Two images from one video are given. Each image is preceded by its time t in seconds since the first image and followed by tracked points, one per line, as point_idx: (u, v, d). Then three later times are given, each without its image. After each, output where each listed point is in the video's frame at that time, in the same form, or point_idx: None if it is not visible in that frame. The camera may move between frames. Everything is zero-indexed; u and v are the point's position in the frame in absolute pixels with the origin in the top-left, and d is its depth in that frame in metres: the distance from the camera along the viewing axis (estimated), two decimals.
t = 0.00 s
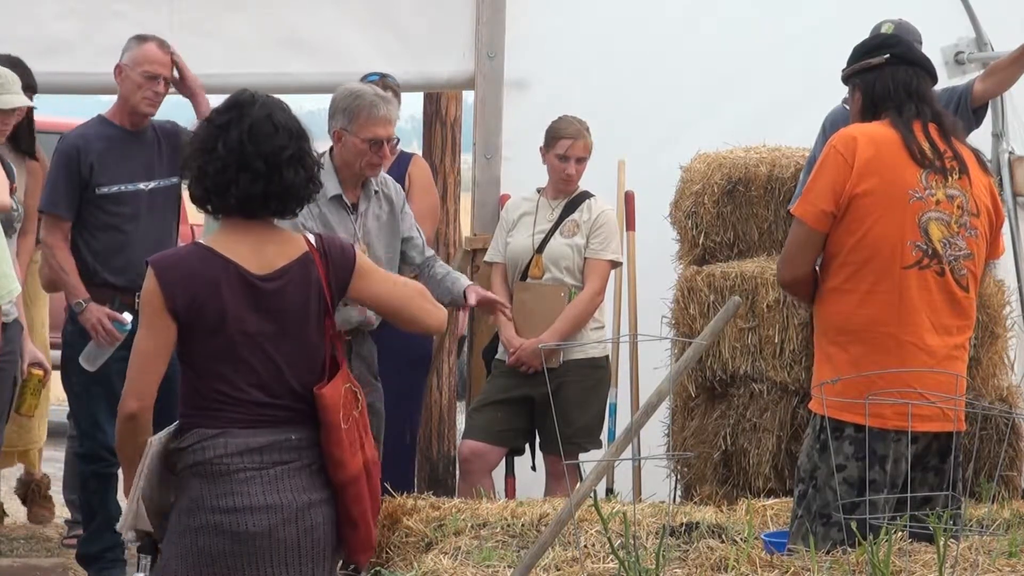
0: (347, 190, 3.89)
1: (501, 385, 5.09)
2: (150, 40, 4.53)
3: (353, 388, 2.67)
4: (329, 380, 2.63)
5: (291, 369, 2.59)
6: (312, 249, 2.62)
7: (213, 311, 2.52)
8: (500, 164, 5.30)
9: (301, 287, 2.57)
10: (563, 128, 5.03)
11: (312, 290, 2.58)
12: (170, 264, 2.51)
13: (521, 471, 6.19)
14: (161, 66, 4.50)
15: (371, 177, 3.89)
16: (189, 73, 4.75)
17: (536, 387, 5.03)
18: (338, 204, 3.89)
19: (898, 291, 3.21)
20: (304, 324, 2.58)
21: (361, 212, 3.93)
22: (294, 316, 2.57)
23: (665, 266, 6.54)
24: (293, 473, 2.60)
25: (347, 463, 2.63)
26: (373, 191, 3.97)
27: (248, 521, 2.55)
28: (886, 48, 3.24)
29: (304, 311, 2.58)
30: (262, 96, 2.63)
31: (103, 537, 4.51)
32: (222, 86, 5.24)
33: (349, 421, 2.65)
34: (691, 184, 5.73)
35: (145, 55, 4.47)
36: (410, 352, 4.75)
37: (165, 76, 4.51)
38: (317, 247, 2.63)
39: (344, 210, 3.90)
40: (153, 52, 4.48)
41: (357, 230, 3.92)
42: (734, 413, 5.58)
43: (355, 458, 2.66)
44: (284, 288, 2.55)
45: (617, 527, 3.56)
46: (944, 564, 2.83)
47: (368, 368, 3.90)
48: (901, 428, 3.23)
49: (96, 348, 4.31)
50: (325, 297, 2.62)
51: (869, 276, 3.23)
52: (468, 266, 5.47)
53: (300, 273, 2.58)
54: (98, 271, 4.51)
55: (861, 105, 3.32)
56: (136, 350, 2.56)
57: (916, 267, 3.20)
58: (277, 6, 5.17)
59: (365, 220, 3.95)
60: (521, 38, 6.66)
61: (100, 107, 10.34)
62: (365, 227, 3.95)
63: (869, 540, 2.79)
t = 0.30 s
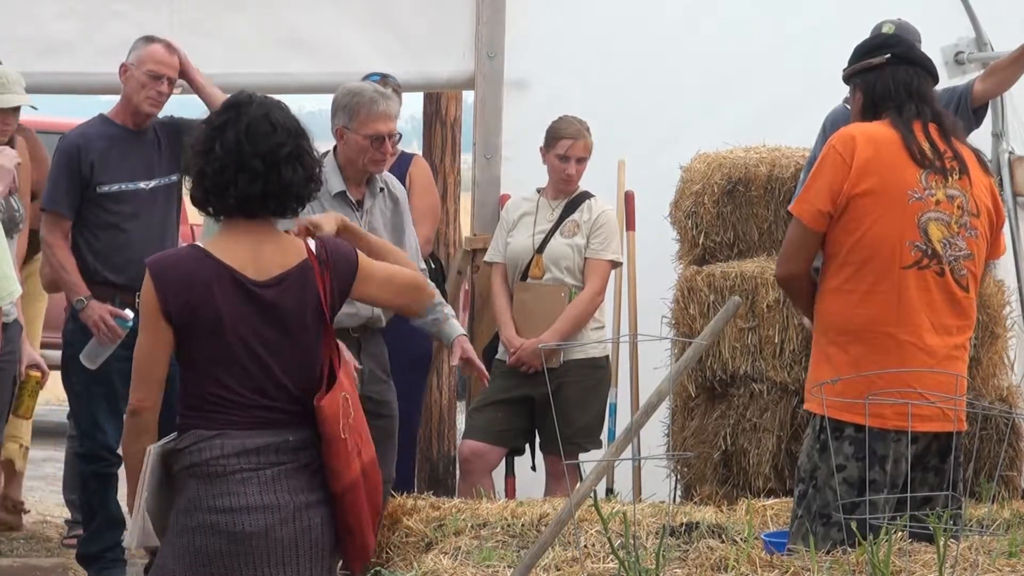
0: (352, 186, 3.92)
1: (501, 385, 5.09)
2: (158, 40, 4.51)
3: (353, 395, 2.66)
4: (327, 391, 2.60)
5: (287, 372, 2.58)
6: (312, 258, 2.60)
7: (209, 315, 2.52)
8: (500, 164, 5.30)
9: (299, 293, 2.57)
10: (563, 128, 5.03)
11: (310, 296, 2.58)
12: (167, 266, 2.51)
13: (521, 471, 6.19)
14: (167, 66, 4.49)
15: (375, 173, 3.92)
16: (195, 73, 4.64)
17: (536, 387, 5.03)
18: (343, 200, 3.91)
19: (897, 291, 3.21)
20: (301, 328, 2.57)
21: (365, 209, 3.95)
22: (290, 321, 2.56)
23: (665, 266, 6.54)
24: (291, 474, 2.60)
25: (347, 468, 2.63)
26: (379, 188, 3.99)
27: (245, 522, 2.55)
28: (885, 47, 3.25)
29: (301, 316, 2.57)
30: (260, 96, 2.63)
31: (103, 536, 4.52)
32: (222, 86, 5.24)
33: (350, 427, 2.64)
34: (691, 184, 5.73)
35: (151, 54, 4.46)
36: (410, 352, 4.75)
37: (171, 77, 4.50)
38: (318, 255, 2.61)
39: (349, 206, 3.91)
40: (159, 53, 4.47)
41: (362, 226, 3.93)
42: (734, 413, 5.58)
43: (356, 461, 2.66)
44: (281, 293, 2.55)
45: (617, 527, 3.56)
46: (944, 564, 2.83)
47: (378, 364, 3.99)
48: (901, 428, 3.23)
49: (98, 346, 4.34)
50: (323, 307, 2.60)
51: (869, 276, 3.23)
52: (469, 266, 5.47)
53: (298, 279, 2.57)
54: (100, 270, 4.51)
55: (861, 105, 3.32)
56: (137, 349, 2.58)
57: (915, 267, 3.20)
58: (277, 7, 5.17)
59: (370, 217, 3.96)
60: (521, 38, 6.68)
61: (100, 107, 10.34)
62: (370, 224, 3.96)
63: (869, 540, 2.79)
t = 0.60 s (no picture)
0: (353, 178, 3.92)
1: (502, 385, 5.09)
2: (155, 39, 4.54)
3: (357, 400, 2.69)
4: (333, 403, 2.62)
5: (290, 373, 2.59)
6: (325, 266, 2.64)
7: (215, 317, 2.52)
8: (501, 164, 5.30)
9: (303, 295, 2.58)
10: (564, 128, 5.03)
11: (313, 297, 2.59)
12: (172, 265, 2.51)
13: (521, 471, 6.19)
14: (165, 64, 4.51)
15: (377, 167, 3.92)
16: (192, 77, 4.73)
17: (537, 387, 5.03)
18: (347, 192, 3.92)
19: (898, 290, 3.21)
20: (304, 329, 2.58)
21: (370, 202, 3.96)
22: (293, 322, 2.56)
23: (665, 266, 6.54)
24: (293, 475, 2.61)
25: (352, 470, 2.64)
26: (383, 181, 4.00)
27: (247, 523, 2.54)
28: (886, 48, 3.25)
29: (304, 318, 2.58)
30: (263, 95, 2.63)
31: (103, 537, 4.52)
32: (222, 86, 5.24)
33: (358, 431, 2.66)
34: (692, 183, 5.73)
35: (148, 53, 4.49)
36: (410, 352, 4.75)
37: (168, 74, 4.51)
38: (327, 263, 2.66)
39: (351, 197, 3.92)
40: (156, 51, 4.49)
41: (367, 219, 3.94)
42: (734, 413, 5.58)
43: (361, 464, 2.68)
44: (285, 295, 2.55)
45: (617, 527, 3.56)
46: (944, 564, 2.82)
47: (390, 363, 4.02)
48: (901, 428, 3.23)
49: (102, 343, 4.34)
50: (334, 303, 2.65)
51: (868, 276, 3.23)
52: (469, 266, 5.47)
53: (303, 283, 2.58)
54: (100, 270, 4.51)
55: (862, 105, 3.32)
56: (144, 348, 2.58)
57: (915, 267, 3.20)
58: (277, 7, 5.17)
59: (374, 210, 3.96)
60: (521, 38, 6.68)
61: (99, 107, 10.34)
62: (376, 217, 3.96)
63: (870, 540, 2.79)
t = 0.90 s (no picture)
0: (358, 178, 3.92)
1: (502, 385, 5.09)
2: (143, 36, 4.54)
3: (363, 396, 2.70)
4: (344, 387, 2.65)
5: (295, 372, 2.59)
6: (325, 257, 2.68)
7: (220, 313, 2.51)
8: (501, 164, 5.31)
9: (306, 291, 2.58)
10: (564, 128, 5.03)
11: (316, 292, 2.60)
12: (178, 262, 2.50)
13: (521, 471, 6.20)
14: (155, 59, 4.51)
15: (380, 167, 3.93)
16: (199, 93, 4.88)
17: (537, 387, 5.03)
18: (352, 190, 3.91)
19: (898, 290, 3.21)
20: (308, 326, 2.58)
21: (374, 201, 3.96)
22: (296, 319, 2.56)
23: (665, 266, 6.54)
24: (298, 476, 2.61)
25: (355, 468, 2.64)
26: (387, 181, 4.01)
27: (253, 525, 2.55)
28: (886, 48, 3.25)
29: (307, 314, 2.58)
30: (267, 97, 2.63)
31: (103, 537, 4.52)
32: (223, 86, 5.24)
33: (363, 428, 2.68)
34: (692, 184, 5.74)
35: (137, 50, 4.49)
36: (410, 352, 4.75)
37: (159, 70, 4.51)
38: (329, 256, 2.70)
39: (356, 195, 3.92)
40: (145, 47, 4.49)
41: (371, 217, 3.95)
42: (734, 413, 5.59)
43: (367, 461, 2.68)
44: (289, 291, 2.56)
45: (617, 527, 3.57)
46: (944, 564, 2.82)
47: (396, 362, 4.02)
48: (901, 428, 3.23)
49: (115, 332, 4.30)
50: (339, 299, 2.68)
51: (868, 276, 3.23)
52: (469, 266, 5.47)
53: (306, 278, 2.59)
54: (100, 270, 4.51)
55: (862, 106, 3.32)
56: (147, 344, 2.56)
57: (915, 267, 3.20)
58: (277, 7, 5.17)
59: (379, 210, 3.97)
60: (521, 38, 6.68)
61: (99, 108, 10.34)
62: (381, 216, 3.97)
63: (870, 540, 2.79)
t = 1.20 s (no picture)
0: (354, 177, 3.95)
1: (502, 385, 5.09)
2: (127, 35, 4.53)
3: (360, 397, 2.72)
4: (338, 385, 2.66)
5: (293, 371, 2.59)
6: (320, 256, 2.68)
7: (218, 312, 2.51)
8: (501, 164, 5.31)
9: (303, 290, 2.58)
10: (564, 128, 5.03)
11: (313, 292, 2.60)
12: (176, 260, 2.50)
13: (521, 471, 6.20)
14: (142, 58, 4.50)
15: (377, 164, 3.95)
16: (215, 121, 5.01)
17: (537, 387, 5.03)
18: (348, 189, 3.94)
19: (898, 290, 3.21)
20: (306, 325, 2.59)
21: (372, 200, 3.96)
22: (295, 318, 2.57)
23: (665, 266, 6.54)
24: (291, 474, 2.61)
25: (351, 465, 2.65)
26: (387, 181, 4.00)
27: (247, 524, 2.55)
28: (886, 48, 3.25)
29: (305, 313, 2.58)
30: (271, 97, 2.62)
31: (103, 537, 4.52)
32: (223, 86, 5.24)
33: (359, 427, 2.68)
34: (692, 184, 5.74)
35: (123, 51, 4.49)
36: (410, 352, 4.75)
37: (148, 67, 4.50)
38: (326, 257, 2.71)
39: (351, 194, 3.94)
40: (129, 46, 4.49)
41: (369, 216, 3.95)
42: (734, 413, 5.58)
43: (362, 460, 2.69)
44: (287, 290, 2.56)
45: (617, 527, 3.57)
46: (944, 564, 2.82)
47: (396, 362, 4.02)
48: (901, 428, 3.22)
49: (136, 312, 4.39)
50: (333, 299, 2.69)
51: (868, 275, 3.23)
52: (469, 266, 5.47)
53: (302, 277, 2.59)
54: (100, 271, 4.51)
55: (861, 105, 3.32)
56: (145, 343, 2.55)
57: (915, 267, 3.20)
58: (277, 7, 5.17)
59: (378, 209, 3.97)
60: (521, 38, 6.68)
61: (99, 108, 10.34)
62: (381, 216, 3.97)
63: (869, 540, 2.79)
